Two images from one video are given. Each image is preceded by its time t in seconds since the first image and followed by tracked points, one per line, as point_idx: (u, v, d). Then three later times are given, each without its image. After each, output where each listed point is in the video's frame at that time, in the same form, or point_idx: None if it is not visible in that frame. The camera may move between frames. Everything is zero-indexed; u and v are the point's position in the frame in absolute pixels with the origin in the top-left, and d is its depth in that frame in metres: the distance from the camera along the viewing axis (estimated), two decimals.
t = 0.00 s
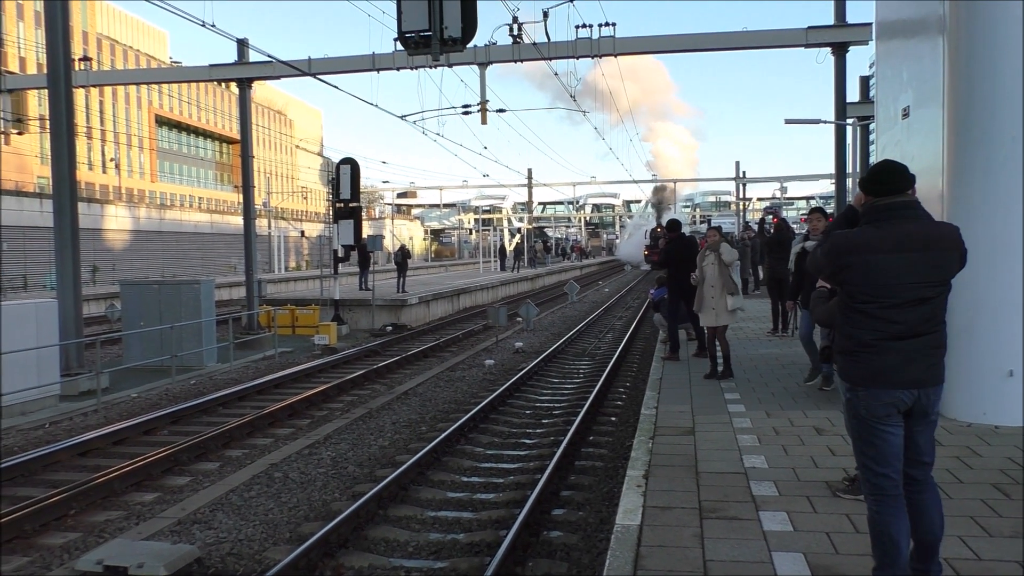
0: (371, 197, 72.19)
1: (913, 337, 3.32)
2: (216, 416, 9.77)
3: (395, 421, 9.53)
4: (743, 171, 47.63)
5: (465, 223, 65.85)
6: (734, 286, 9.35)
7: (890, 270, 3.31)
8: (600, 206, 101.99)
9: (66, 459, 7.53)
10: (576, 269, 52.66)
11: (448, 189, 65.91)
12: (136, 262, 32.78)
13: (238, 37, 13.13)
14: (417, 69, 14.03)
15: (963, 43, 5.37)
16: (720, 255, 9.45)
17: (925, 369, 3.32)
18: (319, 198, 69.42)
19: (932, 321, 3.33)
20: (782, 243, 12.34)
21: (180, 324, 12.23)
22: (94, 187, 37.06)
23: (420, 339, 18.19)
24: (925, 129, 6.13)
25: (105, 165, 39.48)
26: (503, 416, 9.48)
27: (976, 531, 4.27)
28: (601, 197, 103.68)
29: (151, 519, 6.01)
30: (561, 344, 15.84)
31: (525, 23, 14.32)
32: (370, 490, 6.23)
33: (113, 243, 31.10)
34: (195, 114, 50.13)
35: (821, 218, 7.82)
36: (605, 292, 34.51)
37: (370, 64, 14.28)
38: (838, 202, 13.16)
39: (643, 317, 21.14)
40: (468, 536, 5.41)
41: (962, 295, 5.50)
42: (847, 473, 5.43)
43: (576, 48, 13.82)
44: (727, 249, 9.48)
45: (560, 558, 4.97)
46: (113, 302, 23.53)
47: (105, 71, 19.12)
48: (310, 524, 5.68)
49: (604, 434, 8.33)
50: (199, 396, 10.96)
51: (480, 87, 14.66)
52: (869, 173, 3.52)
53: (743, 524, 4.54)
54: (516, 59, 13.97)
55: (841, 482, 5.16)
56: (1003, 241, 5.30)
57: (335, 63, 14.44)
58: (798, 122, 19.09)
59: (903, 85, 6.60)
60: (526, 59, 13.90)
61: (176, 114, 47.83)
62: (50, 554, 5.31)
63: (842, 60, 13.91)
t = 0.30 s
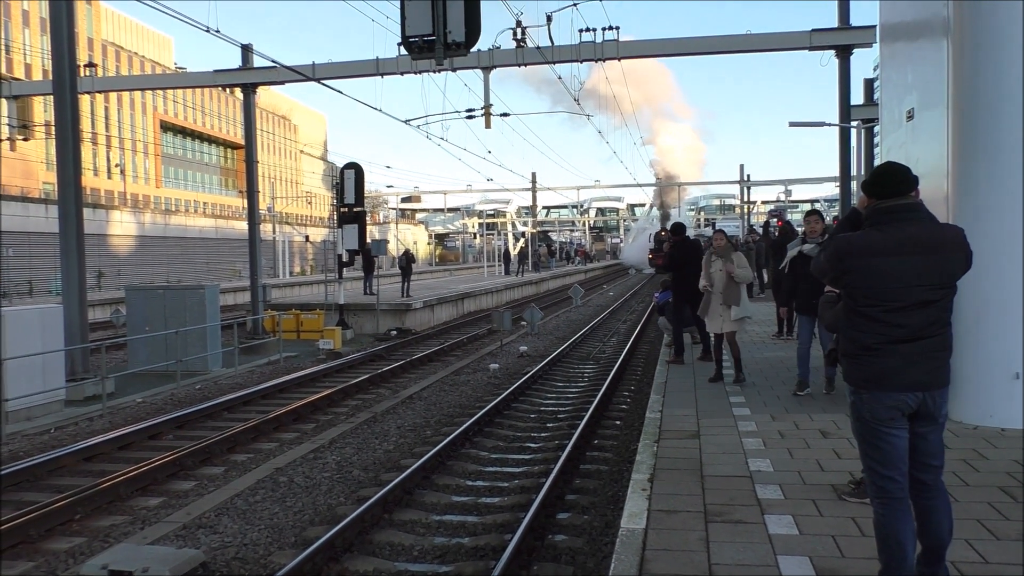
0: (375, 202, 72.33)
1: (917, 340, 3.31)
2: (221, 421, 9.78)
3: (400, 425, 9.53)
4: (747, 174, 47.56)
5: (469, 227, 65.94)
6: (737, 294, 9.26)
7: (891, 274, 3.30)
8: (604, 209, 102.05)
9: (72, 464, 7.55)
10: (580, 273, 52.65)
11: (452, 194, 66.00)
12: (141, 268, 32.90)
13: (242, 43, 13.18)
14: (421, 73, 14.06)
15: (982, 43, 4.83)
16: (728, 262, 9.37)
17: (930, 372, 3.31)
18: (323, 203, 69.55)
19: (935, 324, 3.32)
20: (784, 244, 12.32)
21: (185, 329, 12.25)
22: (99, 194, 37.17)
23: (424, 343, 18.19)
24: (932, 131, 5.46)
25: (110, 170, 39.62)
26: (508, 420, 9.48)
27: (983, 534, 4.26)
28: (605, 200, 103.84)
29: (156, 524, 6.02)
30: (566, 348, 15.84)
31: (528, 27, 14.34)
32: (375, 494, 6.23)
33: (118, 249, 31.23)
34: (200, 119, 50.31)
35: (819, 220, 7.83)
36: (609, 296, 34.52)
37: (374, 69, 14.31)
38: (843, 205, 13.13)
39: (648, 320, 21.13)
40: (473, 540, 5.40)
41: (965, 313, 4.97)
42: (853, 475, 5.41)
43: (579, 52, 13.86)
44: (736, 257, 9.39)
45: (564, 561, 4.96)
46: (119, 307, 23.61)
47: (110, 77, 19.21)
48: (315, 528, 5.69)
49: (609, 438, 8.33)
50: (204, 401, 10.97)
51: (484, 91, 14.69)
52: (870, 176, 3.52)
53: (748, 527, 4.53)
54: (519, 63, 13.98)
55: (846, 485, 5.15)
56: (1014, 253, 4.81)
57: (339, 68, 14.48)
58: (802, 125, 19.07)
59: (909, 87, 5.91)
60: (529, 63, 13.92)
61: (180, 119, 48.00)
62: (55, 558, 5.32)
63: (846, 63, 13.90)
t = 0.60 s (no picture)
0: (379, 207, 72.47)
1: (922, 348, 3.29)
2: (223, 426, 9.78)
3: (402, 431, 9.53)
4: (750, 180, 47.56)
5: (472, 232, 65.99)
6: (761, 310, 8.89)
7: (894, 282, 3.32)
8: (608, 214, 102.13)
9: (75, 469, 7.55)
10: (584, 278, 52.66)
11: (455, 199, 66.07)
12: (145, 272, 32.99)
13: (246, 48, 13.24)
14: (424, 79, 14.09)
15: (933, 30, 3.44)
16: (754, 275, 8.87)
17: (936, 381, 3.28)
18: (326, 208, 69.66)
19: (942, 333, 3.28)
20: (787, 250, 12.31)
21: (188, 334, 12.27)
22: (104, 198, 37.26)
23: (427, 349, 18.19)
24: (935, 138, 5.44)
25: (114, 175, 39.75)
26: (510, 426, 9.47)
27: (988, 542, 4.24)
28: (608, 206, 103.89)
29: (158, 530, 6.01)
30: (568, 354, 15.82)
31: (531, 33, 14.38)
32: (377, 501, 6.23)
33: (123, 253, 31.33)
34: (204, 124, 50.46)
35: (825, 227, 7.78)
36: (612, 302, 34.49)
37: (377, 74, 14.36)
38: (846, 211, 13.12)
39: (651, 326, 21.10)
40: (475, 547, 5.39)
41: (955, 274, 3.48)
42: (856, 483, 5.39)
43: (582, 58, 13.88)
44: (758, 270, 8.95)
45: (567, 569, 4.94)
46: (123, 312, 23.67)
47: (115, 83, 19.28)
48: (317, 534, 5.68)
49: (611, 444, 8.31)
50: (207, 406, 10.98)
51: (487, 97, 14.71)
52: (874, 185, 3.54)
53: (751, 536, 4.52)
54: (522, 69, 14.02)
55: (850, 493, 5.13)
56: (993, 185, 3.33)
57: (343, 74, 14.52)
58: (806, 131, 19.09)
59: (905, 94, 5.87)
60: (533, 68, 13.95)
61: (184, 124, 48.13)
62: (57, 565, 5.32)
63: (849, 69, 13.90)
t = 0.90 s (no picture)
0: (379, 213, 72.54)
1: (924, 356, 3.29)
2: (225, 435, 9.78)
3: (403, 439, 9.53)
4: (751, 183, 47.60)
5: (473, 238, 66.03)
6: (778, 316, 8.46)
7: (892, 291, 3.33)
8: (608, 218, 102.21)
9: (77, 480, 7.55)
10: (585, 283, 52.67)
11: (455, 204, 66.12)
12: (146, 280, 33.04)
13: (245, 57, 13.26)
14: (424, 85, 14.12)
15: (937, 30, 3.31)
16: (770, 279, 8.41)
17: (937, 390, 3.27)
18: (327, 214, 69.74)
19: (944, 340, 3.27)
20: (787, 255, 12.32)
21: (190, 343, 12.28)
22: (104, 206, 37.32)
23: (428, 355, 18.20)
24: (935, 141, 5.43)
25: (114, 183, 39.82)
26: (511, 433, 9.47)
27: (991, 548, 4.23)
28: (608, 210, 104.02)
29: (160, 542, 6.01)
30: (569, 359, 15.82)
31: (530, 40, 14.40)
32: (379, 510, 6.22)
33: (125, 261, 31.38)
34: (205, 131, 50.57)
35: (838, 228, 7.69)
36: (613, 306, 34.50)
37: (377, 81, 14.37)
38: (846, 214, 13.13)
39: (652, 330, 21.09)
40: (477, 556, 5.39)
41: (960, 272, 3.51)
42: (858, 490, 5.39)
43: (581, 63, 13.91)
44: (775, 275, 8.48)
45: None
46: (124, 320, 23.69)
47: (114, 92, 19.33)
48: (319, 545, 5.68)
49: (613, 451, 8.31)
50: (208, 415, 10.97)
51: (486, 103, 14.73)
52: (873, 193, 3.54)
53: (753, 543, 4.52)
54: (522, 75, 14.04)
55: (852, 500, 5.12)
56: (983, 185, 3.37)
57: (343, 81, 14.54)
58: (805, 134, 19.13)
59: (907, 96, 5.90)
60: (532, 74, 13.98)
61: (185, 132, 48.23)
62: None
63: (849, 72, 13.92)
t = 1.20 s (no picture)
0: (377, 213, 72.58)
1: (921, 362, 3.32)
2: (221, 435, 9.77)
3: (401, 439, 9.54)
4: (750, 186, 47.62)
5: (471, 238, 66.04)
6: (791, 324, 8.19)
7: (891, 297, 3.32)
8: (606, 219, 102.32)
9: (73, 480, 7.55)
10: (583, 284, 52.68)
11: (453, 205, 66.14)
12: (144, 278, 33.00)
13: (244, 56, 13.26)
14: (423, 85, 14.13)
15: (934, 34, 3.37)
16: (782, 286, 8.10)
17: (932, 395, 3.31)
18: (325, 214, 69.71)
19: (938, 345, 3.32)
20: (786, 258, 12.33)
21: (187, 342, 12.29)
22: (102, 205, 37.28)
23: (426, 356, 18.21)
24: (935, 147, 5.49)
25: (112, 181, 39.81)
26: (507, 433, 9.48)
27: (985, 552, 4.25)
28: (606, 211, 104.16)
29: (156, 541, 6.02)
30: (567, 360, 15.83)
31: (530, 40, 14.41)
32: (375, 510, 6.23)
33: (122, 260, 31.35)
34: (203, 130, 50.52)
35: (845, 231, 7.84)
36: (611, 307, 34.52)
37: (376, 81, 14.38)
38: (845, 216, 13.14)
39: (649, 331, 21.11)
40: (473, 556, 5.40)
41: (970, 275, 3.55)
42: (854, 493, 5.41)
43: (581, 64, 13.92)
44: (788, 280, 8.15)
45: None
46: (121, 319, 23.66)
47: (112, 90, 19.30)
48: (316, 545, 5.69)
49: (609, 452, 8.32)
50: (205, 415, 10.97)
51: (485, 103, 14.74)
52: (868, 199, 3.54)
53: (747, 546, 4.54)
54: (521, 75, 14.04)
55: (846, 503, 5.14)
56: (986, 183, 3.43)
57: (342, 80, 14.55)
58: (805, 137, 19.18)
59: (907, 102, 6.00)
60: (531, 75, 13.99)
61: (183, 130, 48.18)
62: None
63: (848, 75, 13.95)
